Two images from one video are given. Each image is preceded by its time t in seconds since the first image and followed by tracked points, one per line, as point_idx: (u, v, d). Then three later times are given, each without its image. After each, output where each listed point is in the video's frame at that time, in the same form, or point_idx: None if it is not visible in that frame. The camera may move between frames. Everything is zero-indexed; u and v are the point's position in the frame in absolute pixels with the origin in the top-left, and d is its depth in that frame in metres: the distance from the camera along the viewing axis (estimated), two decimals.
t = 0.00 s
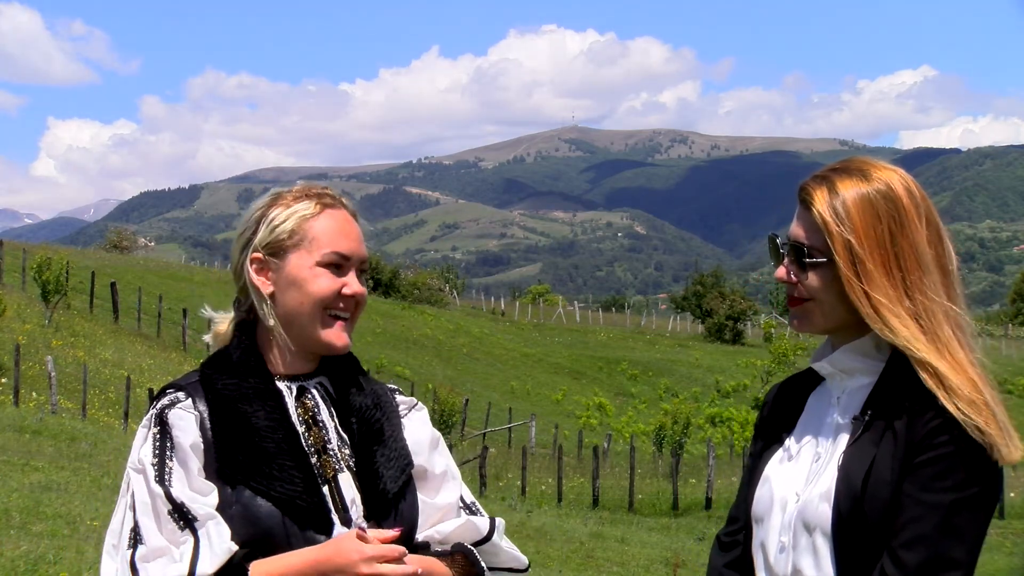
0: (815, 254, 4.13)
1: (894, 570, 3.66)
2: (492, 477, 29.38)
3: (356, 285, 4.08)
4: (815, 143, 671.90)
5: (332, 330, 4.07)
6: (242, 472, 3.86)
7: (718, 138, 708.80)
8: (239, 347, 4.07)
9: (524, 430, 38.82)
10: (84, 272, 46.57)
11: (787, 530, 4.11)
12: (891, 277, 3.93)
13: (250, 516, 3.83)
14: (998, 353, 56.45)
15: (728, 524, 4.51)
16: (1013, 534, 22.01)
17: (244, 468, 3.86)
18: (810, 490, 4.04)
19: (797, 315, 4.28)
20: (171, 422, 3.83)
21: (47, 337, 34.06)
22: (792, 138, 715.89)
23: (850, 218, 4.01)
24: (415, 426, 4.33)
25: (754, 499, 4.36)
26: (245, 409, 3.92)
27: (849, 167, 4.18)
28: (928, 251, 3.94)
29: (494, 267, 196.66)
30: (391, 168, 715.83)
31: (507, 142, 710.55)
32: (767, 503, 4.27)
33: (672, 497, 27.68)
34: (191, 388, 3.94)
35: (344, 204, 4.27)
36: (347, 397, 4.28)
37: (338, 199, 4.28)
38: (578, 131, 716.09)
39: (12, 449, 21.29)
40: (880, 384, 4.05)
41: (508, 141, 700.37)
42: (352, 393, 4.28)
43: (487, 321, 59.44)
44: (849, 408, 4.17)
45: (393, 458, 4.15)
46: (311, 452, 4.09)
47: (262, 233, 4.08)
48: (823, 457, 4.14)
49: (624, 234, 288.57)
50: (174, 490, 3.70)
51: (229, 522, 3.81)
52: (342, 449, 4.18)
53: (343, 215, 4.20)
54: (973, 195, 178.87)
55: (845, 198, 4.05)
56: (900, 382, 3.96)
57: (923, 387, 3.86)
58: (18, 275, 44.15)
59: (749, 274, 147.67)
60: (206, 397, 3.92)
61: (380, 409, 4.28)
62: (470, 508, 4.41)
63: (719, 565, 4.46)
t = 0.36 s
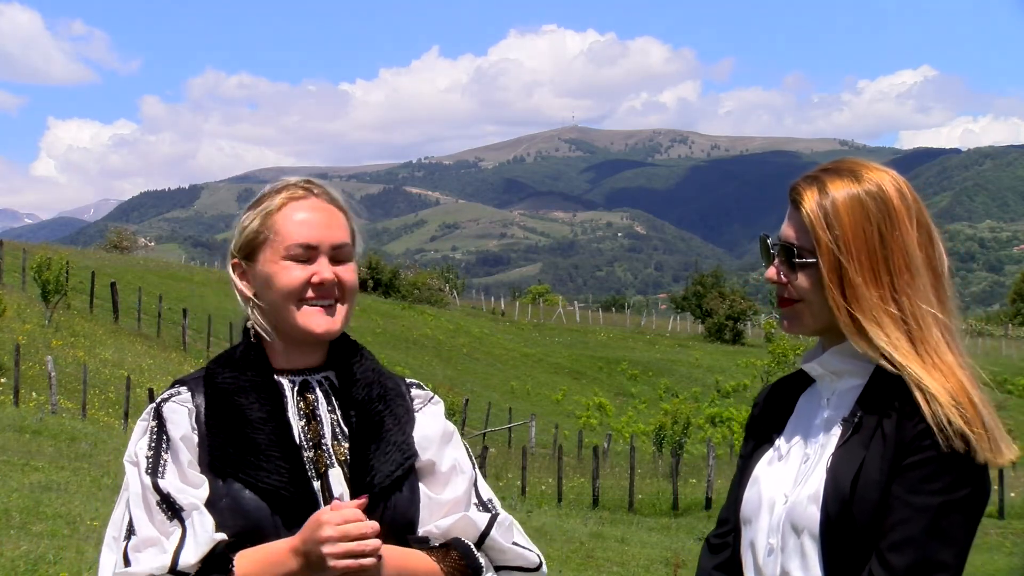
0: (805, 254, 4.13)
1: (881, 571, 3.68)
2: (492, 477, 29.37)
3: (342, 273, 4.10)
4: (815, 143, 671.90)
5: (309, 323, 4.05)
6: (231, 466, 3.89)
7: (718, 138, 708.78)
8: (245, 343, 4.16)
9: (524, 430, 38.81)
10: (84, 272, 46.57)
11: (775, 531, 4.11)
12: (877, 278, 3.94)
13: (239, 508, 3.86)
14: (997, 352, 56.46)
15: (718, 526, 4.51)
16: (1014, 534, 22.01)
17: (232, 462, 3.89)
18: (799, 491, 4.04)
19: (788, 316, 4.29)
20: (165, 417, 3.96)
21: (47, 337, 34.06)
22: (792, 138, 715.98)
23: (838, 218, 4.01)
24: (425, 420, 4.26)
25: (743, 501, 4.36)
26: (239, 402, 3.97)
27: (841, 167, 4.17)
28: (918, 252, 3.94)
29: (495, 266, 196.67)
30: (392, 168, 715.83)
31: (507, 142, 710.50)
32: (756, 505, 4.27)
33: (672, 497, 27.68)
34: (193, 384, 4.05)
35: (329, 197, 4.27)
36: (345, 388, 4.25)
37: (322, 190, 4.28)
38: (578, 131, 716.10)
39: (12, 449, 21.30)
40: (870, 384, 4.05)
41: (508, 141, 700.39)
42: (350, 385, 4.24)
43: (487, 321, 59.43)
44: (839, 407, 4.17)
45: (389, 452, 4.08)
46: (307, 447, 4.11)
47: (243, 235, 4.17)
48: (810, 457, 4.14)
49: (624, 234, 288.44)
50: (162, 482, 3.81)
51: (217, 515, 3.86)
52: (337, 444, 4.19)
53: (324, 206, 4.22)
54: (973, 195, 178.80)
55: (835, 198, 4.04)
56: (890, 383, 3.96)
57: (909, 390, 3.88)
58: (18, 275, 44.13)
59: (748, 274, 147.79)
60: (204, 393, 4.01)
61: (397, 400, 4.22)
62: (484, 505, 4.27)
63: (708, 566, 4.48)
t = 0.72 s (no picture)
0: (793, 255, 4.13)
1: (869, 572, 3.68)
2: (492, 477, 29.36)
3: (322, 276, 4.09)
4: (815, 143, 672.26)
5: (293, 328, 4.09)
6: (223, 464, 3.93)
7: (718, 138, 708.86)
8: (262, 345, 4.22)
9: (524, 430, 38.80)
10: (84, 272, 46.55)
11: (764, 534, 4.11)
12: (866, 277, 3.93)
13: (228, 505, 3.90)
14: (997, 352, 56.45)
15: (708, 528, 4.52)
16: (1014, 534, 22.00)
17: (225, 460, 3.93)
18: (788, 493, 4.04)
19: (776, 316, 4.28)
20: (169, 414, 4.08)
21: (47, 337, 34.06)
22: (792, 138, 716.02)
23: (826, 219, 4.01)
24: (435, 431, 4.24)
25: (731, 503, 4.37)
26: (240, 401, 4.05)
27: (830, 167, 4.18)
28: (906, 253, 3.94)
29: (495, 267, 196.62)
30: (391, 168, 715.78)
31: (507, 142, 710.48)
32: (743, 507, 4.27)
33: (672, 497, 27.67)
34: (204, 380, 4.17)
35: (320, 194, 4.27)
36: (353, 392, 4.25)
37: (313, 189, 4.30)
38: (578, 131, 716.08)
39: (12, 449, 21.29)
40: (860, 387, 4.05)
41: (508, 141, 700.36)
42: (358, 388, 4.24)
43: (487, 321, 59.42)
44: (827, 410, 4.17)
45: (385, 462, 4.05)
46: (307, 450, 4.20)
47: (242, 247, 4.30)
48: (799, 459, 4.13)
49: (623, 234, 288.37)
50: (156, 479, 3.93)
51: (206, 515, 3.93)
52: (335, 450, 4.22)
53: (311, 209, 4.23)
54: (973, 195, 178.81)
55: (823, 199, 4.04)
56: (881, 387, 3.95)
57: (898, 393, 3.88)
58: (18, 275, 44.11)
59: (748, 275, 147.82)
60: (212, 389, 4.11)
61: (404, 408, 4.20)
62: (491, 522, 4.23)
63: (697, 569, 4.49)
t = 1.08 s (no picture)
0: (779, 256, 4.12)
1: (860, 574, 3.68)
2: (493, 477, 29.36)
3: (329, 282, 4.10)
4: (814, 143, 672.19)
5: (296, 328, 4.10)
6: (228, 468, 3.94)
7: (718, 138, 708.81)
8: (265, 345, 4.23)
9: (524, 430, 38.80)
10: (84, 272, 46.56)
11: (755, 536, 4.10)
12: (851, 276, 3.93)
13: (231, 509, 3.92)
14: (998, 352, 56.46)
15: (700, 530, 4.52)
16: (1014, 534, 22.00)
17: (230, 465, 3.94)
18: (779, 495, 4.04)
19: (764, 318, 4.28)
20: (174, 414, 4.07)
21: (47, 337, 34.06)
22: (792, 138, 715.83)
23: (812, 220, 4.00)
24: (437, 436, 4.26)
25: (723, 505, 4.36)
26: (245, 404, 4.04)
27: (816, 168, 4.18)
28: (895, 254, 3.94)
29: (495, 267, 196.64)
30: (392, 168, 715.76)
31: (507, 142, 710.55)
32: (735, 509, 4.27)
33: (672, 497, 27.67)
34: (208, 381, 4.16)
35: (335, 198, 4.27)
36: (356, 397, 4.26)
37: (329, 191, 4.29)
38: (578, 131, 716.08)
39: (12, 449, 21.29)
40: (848, 389, 4.05)
41: (508, 141, 700.36)
42: (362, 394, 4.25)
43: (487, 321, 59.42)
44: (816, 413, 4.17)
45: (388, 469, 4.08)
46: (310, 455, 4.21)
47: (253, 239, 4.30)
48: (789, 462, 4.14)
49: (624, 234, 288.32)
50: (162, 482, 3.91)
51: (210, 518, 3.93)
52: (340, 454, 4.24)
53: (326, 212, 4.22)
54: (974, 195, 178.72)
55: (808, 200, 4.04)
56: (871, 390, 3.95)
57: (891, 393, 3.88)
58: (18, 275, 44.08)
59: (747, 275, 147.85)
60: (216, 390, 4.10)
61: (408, 414, 4.22)
62: (491, 529, 4.29)
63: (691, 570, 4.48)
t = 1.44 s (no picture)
0: (767, 257, 4.14)
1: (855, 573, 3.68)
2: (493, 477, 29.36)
3: (328, 297, 4.12)
4: (814, 143, 671.97)
5: (298, 340, 4.14)
6: (230, 471, 3.94)
7: (718, 138, 708.80)
8: (263, 348, 4.24)
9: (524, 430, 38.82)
10: (84, 272, 46.57)
11: (749, 538, 4.11)
12: (839, 278, 3.94)
13: (235, 511, 3.92)
14: (997, 352, 56.47)
15: (693, 532, 4.54)
16: (1014, 534, 22.01)
17: (233, 467, 3.95)
18: (771, 497, 4.05)
19: (752, 319, 4.30)
20: (176, 416, 4.06)
21: (47, 337, 34.06)
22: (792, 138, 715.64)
23: (800, 223, 4.01)
24: (437, 439, 4.30)
25: (716, 507, 4.37)
26: (246, 407, 4.05)
27: (804, 168, 4.18)
28: (884, 255, 3.95)
29: (495, 266, 196.55)
30: (392, 168, 715.71)
31: (507, 142, 710.61)
32: (728, 510, 4.28)
33: (673, 497, 27.67)
34: (209, 383, 4.15)
35: (333, 208, 4.27)
36: (358, 401, 4.28)
37: (325, 201, 4.28)
38: (578, 131, 716.11)
39: (12, 449, 21.29)
40: (840, 389, 4.06)
41: (508, 141, 700.31)
42: (363, 398, 4.27)
43: (487, 322, 59.41)
44: (809, 413, 4.18)
45: (392, 471, 4.11)
46: (314, 455, 4.23)
47: (251, 248, 4.29)
48: (782, 464, 4.14)
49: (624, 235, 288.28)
50: (164, 483, 3.92)
51: (212, 518, 3.94)
52: (343, 456, 4.27)
53: (322, 224, 4.21)
54: (974, 195, 178.58)
55: (795, 201, 4.06)
56: (864, 389, 3.97)
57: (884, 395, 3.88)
58: (18, 275, 44.08)
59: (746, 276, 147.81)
60: (218, 392, 4.10)
61: (408, 418, 4.26)
62: (495, 525, 4.36)
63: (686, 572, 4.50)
